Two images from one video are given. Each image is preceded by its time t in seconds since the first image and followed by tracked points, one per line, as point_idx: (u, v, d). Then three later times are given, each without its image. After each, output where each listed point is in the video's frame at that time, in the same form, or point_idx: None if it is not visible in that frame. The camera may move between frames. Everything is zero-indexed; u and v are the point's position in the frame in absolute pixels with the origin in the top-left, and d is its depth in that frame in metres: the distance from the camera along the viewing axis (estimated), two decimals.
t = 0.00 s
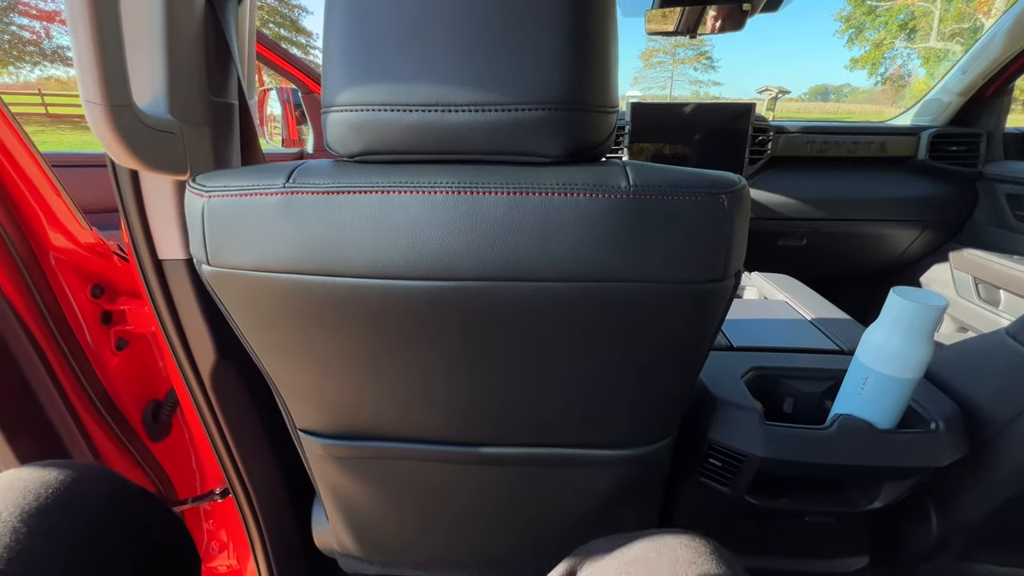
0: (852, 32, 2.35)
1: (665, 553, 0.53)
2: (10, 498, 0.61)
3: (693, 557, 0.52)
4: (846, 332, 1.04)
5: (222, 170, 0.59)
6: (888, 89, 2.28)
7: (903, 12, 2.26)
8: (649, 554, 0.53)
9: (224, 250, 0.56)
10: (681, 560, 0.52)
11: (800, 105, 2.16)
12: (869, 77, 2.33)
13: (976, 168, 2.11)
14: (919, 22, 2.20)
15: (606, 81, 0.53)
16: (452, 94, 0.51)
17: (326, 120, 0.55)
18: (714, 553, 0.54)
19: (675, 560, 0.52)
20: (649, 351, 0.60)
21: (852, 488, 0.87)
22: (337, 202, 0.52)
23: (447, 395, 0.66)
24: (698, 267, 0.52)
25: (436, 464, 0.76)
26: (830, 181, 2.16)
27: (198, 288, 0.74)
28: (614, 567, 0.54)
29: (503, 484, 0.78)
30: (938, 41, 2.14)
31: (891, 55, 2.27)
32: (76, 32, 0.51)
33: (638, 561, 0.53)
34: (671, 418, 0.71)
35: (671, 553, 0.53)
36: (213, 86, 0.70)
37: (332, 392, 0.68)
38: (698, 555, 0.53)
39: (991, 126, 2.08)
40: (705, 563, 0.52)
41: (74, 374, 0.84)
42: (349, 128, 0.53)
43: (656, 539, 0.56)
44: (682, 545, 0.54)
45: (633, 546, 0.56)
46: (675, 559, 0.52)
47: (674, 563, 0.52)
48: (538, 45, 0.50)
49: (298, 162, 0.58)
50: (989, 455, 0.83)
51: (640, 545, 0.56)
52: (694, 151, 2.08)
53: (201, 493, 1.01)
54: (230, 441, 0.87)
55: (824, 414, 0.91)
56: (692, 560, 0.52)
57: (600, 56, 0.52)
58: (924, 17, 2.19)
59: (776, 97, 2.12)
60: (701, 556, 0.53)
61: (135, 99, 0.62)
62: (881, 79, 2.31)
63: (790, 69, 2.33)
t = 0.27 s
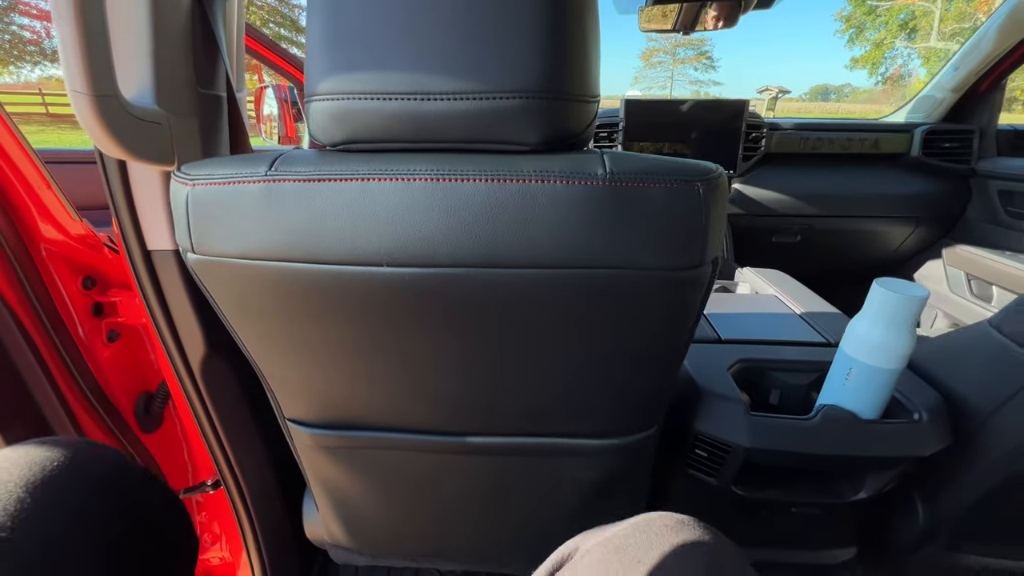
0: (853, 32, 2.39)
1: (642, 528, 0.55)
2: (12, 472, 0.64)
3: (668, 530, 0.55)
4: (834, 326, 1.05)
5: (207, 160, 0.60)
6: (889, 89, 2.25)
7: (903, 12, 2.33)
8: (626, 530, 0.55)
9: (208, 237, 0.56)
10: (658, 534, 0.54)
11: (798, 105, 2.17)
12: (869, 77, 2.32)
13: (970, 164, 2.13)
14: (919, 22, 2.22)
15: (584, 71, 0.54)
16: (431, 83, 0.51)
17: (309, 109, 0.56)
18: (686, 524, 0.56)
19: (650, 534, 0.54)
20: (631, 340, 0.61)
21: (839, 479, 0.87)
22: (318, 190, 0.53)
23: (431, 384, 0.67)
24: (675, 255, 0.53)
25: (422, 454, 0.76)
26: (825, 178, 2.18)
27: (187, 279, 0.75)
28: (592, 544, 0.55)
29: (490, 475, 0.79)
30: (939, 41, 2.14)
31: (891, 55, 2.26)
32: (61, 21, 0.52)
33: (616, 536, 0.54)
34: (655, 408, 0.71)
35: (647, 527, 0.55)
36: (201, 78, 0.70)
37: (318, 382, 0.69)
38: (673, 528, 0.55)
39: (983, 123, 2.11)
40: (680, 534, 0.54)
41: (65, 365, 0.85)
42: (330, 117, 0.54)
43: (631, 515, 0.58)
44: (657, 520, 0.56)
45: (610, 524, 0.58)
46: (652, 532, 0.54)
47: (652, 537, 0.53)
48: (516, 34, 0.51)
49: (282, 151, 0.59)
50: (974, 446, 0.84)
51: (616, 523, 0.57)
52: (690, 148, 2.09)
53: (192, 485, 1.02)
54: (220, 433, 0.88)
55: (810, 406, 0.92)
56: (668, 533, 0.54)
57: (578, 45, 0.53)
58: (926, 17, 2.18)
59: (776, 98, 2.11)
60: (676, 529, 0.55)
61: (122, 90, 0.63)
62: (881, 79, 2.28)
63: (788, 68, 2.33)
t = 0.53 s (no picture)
0: (852, 32, 2.39)
1: (584, 500, 0.56)
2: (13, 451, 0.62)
3: (611, 494, 0.57)
4: (825, 320, 1.06)
5: (201, 151, 0.60)
6: (889, 90, 2.30)
7: (903, 11, 2.25)
8: (569, 504, 0.56)
9: (203, 228, 0.57)
10: (604, 500, 0.56)
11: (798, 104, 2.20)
12: (868, 77, 2.35)
13: (965, 161, 2.16)
14: (919, 22, 2.19)
15: (571, 63, 0.55)
16: (420, 74, 0.52)
17: (302, 101, 0.57)
18: (625, 488, 0.59)
19: (597, 501, 0.55)
20: (619, 330, 0.62)
21: (829, 472, 0.89)
22: (309, 180, 0.54)
23: (422, 376, 0.68)
24: (661, 245, 0.54)
25: (414, 445, 0.77)
26: (821, 176, 2.19)
27: (182, 271, 0.76)
28: (541, 526, 0.56)
29: (482, 466, 0.79)
30: (938, 41, 2.15)
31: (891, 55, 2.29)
32: (56, 14, 0.53)
33: (562, 512, 0.56)
34: (645, 399, 0.72)
35: (589, 498, 0.56)
36: (196, 72, 0.71)
37: (311, 372, 0.70)
38: (614, 492, 0.57)
39: (977, 120, 2.13)
40: (621, 495, 0.57)
41: (61, 355, 0.87)
42: (322, 108, 0.55)
43: (566, 492, 0.59)
44: (596, 490, 0.58)
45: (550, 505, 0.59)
46: (595, 500, 0.56)
47: (599, 503, 0.55)
48: (503, 27, 0.52)
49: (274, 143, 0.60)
50: (960, 436, 0.85)
51: (555, 503, 0.58)
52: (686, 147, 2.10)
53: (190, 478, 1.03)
54: (216, 424, 0.89)
55: (800, 398, 0.93)
56: (612, 497, 0.56)
57: (566, 38, 0.54)
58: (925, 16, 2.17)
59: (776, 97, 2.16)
60: (615, 492, 0.57)
61: (118, 84, 0.64)
62: (881, 79, 2.33)
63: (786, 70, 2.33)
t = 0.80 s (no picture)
0: (852, 32, 2.39)
1: (589, 496, 0.55)
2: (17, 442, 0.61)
3: (617, 492, 0.56)
4: (826, 316, 1.05)
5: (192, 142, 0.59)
6: (889, 89, 2.30)
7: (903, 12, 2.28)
8: (574, 502, 0.56)
9: (193, 219, 0.56)
10: (608, 497, 0.55)
11: (797, 103, 2.21)
12: (868, 76, 2.34)
13: (966, 159, 2.16)
14: (919, 21, 2.20)
15: (567, 51, 0.54)
16: (414, 62, 0.52)
17: (294, 90, 0.56)
18: (631, 487, 0.58)
19: (602, 498, 0.55)
20: (617, 325, 0.61)
21: (830, 469, 0.88)
22: (301, 170, 0.53)
23: (418, 371, 0.67)
24: (659, 236, 0.53)
25: (410, 442, 0.76)
26: (821, 174, 2.19)
27: (174, 266, 0.75)
28: (545, 523, 0.55)
29: (479, 463, 0.78)
30: (938, 41, 2.16)
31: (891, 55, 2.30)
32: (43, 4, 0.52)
33: (565, 510, 0.55)
34: (644, 395, 0.71)
35: (594, 495, 0.56)
36: (188, 64, 0.70)
37: (305, 367, 0.69)
38: (618, 489, 0.56)
39: (978, 118, 2.13)
40: (628, 494, 0.55)
41: (55, 354, 0.85)
42: (315, 97, 0.54)
43: (570, 490, 0.58)
44: (601, 488, 0.57)
45: (554, 502, 0.58)
46: (600, 497, 0.55)
47: (604, 501, 0.54)
48: (498, 14, 0.51)
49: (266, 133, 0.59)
50: (962, 433, 0.84)
51: (558, 500, 0.58)
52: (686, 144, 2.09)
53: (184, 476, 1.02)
54: (212, 425, 0.87)
55: (800, 395, 0.92)
56: (617, 495, 0.55)
57: (562, 25, 0.53)
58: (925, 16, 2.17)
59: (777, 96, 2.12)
60: (621, 491, 0.56)
61: (107, 74, 0.63)
62: (881, 79, 2.32)
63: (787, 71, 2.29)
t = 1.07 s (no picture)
0: (853, 31, 2.33)
1: (590, 500, 0.53)
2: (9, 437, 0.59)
3: (618, 495, 0.54)
4: (831, 316, 1.03)
5: (180, 135, 0.58)
6: (890, 89, 2.25)
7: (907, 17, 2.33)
8: (575, 505, 0.53)
9: (181, 215, 0.55)
10: (610, 500, 0.53)
11: (799, 104, 2.21)
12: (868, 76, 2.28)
13: (970, 156, 2.15)
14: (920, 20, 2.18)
15: (568, 40, 0.52)
16: (409, 51, 0.50)
17: (287, 80, 0.54)
18: (634, 489, 0.56)
19: (603, 501, 0.53)
20: (619, 324, 0.59)
21: (835, 471, 0.86)
22: (292, 163, 0.51)
23: (414, 372, 0.65)
24: (663, 232, 0.51)
25: (407, 445, 0.74)
26: (823, 172, 2.17)
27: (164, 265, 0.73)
28: (544, 527, 0.53)
29: (476, 465, 0.76)
30: (938, 41, 2.15)
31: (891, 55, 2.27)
32: None
33: (566, 514, 0.53)
34: (648, 395, 0.69)
35: (595, 498, 0.54)
36: (179, 56, 0.69)
37: (298, 367, 0.67)
38: (620, 492, 0.54)
39: (982, 115, 2.11)
40: (630, 495, 0.54)
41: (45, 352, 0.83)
42: (308, 87, 0.53)
43: (569, 493, 0.56)
44: (602, 490, 0.55)
45: (554, 505, 0.56)
46: (600, 500, 0.53)
47: (605, 504, 0.52)
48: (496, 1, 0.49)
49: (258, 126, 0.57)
50: (971, 434, 0.82)
51: (557, 504, 0.56)
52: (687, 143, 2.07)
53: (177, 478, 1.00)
54: (206, 427, 0.86)
55: (805, 396, 0.90)
56: (619, 498, 0.53)
57: (563, 11, 0.51)
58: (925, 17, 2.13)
59: (777, 96, 2.12)
60: (622, 493, 0.54)
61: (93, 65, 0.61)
62: (881, 79, 2.27)
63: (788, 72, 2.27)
